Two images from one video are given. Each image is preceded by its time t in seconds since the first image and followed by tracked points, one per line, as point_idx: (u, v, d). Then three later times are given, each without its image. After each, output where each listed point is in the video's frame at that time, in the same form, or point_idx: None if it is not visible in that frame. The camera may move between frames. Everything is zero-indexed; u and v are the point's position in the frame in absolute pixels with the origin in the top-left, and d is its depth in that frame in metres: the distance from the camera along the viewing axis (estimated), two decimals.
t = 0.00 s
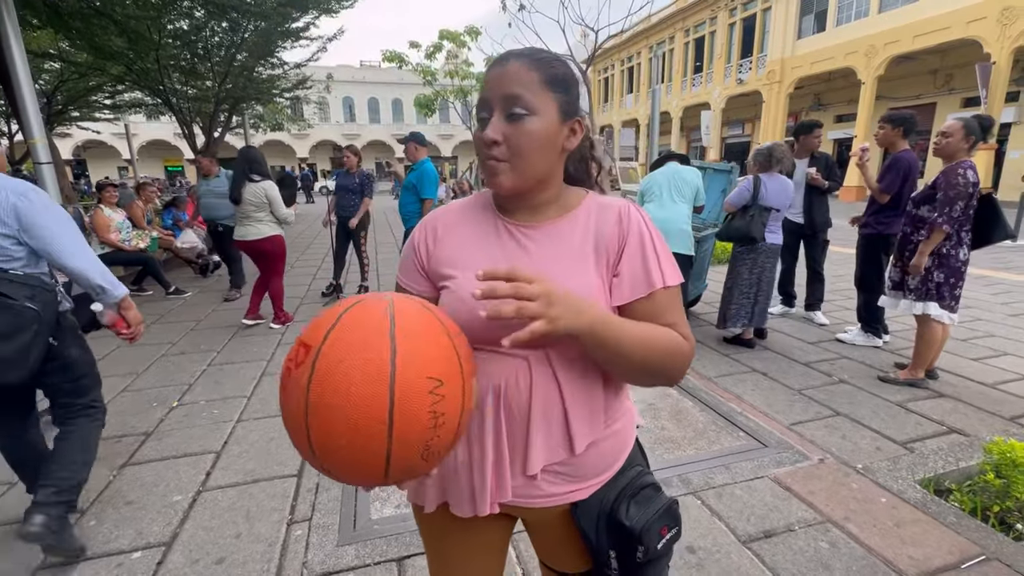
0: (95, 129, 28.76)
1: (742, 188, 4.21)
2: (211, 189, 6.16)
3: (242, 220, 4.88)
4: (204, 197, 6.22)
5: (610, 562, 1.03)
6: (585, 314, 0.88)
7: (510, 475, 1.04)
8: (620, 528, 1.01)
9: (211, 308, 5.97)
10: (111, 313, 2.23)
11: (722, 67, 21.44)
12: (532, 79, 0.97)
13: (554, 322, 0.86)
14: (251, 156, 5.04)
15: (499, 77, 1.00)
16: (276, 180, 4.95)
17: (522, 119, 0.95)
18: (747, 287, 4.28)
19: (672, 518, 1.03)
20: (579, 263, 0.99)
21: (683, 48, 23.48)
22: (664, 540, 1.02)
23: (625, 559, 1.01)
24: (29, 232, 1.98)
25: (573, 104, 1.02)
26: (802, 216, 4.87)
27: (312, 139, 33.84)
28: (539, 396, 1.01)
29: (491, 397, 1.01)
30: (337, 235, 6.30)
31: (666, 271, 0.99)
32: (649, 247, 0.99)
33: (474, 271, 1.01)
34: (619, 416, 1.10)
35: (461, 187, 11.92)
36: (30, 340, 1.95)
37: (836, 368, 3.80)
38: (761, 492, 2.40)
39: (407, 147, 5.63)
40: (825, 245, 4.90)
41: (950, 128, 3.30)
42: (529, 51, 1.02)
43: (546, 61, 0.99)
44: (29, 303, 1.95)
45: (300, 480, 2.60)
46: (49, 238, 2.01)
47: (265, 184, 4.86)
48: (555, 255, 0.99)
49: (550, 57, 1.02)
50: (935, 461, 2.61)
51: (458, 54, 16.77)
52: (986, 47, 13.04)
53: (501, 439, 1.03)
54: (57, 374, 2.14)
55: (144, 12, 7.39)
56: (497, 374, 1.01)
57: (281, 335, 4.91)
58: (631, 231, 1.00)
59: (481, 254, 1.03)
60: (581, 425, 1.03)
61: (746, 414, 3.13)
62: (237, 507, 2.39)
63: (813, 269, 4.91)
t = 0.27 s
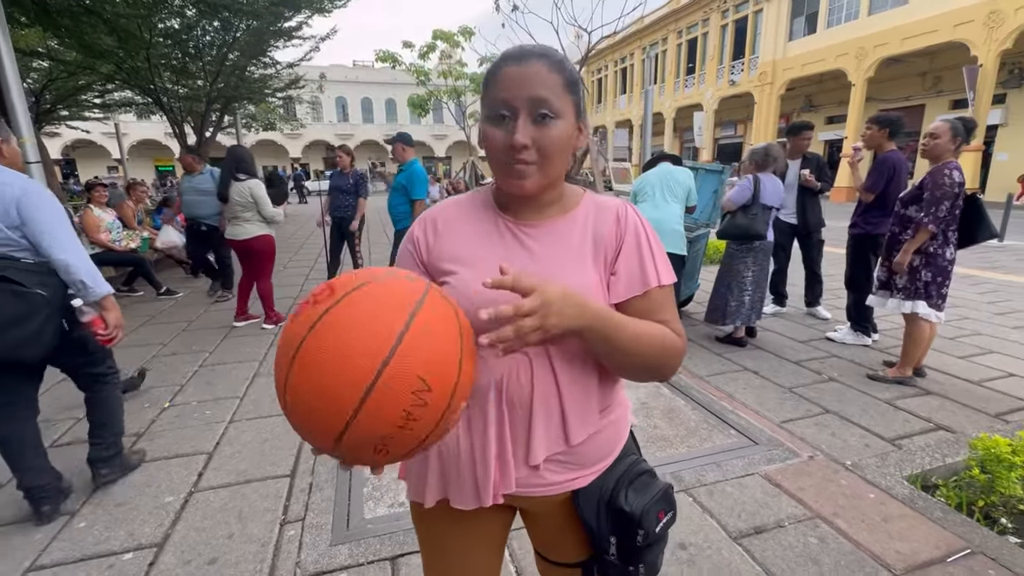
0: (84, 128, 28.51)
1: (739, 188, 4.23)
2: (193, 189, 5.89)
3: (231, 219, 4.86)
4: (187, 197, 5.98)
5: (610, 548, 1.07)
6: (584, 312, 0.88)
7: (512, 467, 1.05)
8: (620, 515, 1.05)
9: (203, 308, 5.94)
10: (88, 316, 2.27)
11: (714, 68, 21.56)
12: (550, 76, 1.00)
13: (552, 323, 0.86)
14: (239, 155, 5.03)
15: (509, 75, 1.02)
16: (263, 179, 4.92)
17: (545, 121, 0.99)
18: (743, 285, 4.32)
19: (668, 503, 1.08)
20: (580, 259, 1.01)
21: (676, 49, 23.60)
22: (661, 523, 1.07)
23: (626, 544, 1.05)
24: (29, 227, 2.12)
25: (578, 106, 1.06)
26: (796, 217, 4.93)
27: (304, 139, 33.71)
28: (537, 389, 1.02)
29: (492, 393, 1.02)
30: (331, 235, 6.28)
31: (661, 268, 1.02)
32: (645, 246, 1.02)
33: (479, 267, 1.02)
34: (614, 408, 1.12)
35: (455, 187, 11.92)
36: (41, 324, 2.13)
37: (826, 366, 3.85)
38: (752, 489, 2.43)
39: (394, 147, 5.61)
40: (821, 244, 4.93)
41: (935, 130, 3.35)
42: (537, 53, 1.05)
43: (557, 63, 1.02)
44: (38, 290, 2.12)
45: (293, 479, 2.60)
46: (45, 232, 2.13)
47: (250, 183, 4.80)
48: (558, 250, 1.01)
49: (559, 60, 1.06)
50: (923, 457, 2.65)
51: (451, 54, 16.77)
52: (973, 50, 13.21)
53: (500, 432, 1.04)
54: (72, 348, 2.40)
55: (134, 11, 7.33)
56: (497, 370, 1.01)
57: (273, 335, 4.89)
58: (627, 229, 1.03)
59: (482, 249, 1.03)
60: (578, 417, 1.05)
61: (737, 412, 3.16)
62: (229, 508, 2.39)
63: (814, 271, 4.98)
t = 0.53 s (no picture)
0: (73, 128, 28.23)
1: (738, 189, 4.30)
2: (170, 192, 5.57)
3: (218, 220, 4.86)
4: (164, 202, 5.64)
5: (614, 542, 1.10)
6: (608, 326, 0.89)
7: (520, 464, 1.08)
8: (626, 510, 1.08)
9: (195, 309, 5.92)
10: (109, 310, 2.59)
11: (706, 70, 21.68)
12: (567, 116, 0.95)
13: (582, 336, 0.87)
14: (227, 156, 5.02)
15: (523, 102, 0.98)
16: (249, 181, 4.90)
17: (562, 165, 0.97)
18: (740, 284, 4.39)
19: (674, 504, 1.10)
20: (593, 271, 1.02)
21: (668, 50, 23.72)
22: (666, 523, 1.09)
23: (631, 539, 1.08)
24: (63, 230, 2.43)
25: (595, 134, 1.02)
26: (789, 218, 4.99)
27: (297, 140, 33.57)
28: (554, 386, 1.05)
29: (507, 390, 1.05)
30: (324, 236, 6.28)
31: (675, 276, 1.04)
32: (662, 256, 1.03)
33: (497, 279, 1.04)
34: (626, 406, 1.14)
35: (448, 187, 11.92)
36: (65, 319, 2.40)
37: (816, 365, 3.90)
38: (742, 487, 2.46)
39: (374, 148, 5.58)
40: (809, 248, 5.02)
41: (922, 133, 3.42)
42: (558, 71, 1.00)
43: (577, 89, 0.97)
44: (67, 288, 2.40)
45: (287, 481, 2.61)
46: (77, 234, 2.43)
47: (236, 184, 4.80)
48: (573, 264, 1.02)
49: (581, 80, 1.00)
50: (909, 454, 2.70)
51: (445, 54, 16.76)
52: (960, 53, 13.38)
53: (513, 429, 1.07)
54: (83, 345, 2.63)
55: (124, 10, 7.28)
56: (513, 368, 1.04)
57: (267, 336, 4.88)
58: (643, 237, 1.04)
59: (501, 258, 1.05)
60: (588, 417, 1.08)
61: (729, 411, 3.20)
62: (223, 509, 2.39)
63: (801, 272, 5.10)
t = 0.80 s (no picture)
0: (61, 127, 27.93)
1: (736, 189, 4.34)
2: (140, 192, 5.49)
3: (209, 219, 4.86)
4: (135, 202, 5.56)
5: (615, 529, 1.13)
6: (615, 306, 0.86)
7: (527, 451, 1.11)
8: (627, 499, 1.10)
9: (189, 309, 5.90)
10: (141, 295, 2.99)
11: (698, 70, 21.79)
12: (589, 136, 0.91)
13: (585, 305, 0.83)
14: (218, 155, 5.00)
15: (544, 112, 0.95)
16: (239, 180, 4.87)
17: (582, 180, 0.96)
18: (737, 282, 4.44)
19: (675, 496, 1.14)
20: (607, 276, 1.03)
21: (660, 51, 23.82)
22: (667, 513, 1.13)
23: (631, 528, 1.10)
24: (85, 226, 2.77)
25: (620, 145, 1.00)
26: (789, 217, 5.06)
27: (289, 139, 33.42)
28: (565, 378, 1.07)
29: (520, 381, 1.07)
30: (317, 236, 6.26)
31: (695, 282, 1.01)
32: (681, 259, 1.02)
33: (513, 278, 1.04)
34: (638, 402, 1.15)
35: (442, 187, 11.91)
36: (71, 306, 2.50)
37: (807, 362, 3.94)
38: (736, 483, 2.49)
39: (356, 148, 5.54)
40: (806, 249, 5.10)
41: (909, 134, 3.49)
42: (586, 74, 0.96)
43: (602, 100, 0.93)
44: (75, 277, 2.52)
45: (284, 480, 2.61)
46: (100, 231, 2.78)
47: (225, 184, 4.77)
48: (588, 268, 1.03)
49: (608, 87, 0.96)
50: (899, 449, 2.74)
51: (438, 54, 16.74)
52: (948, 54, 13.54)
53: (525, 420, 1.09)
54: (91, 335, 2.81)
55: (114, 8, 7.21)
56: (526, 359, 1.05)
57: (261, 337, 4.87)
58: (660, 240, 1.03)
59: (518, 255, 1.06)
60: (596, 413, 1.09)
61: (722, 408, 3.24)
62: (221, 509, 2.39)
63: (792, 270, 5.17)
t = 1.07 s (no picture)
0: (52, 127, 27.69)
1: (730, 189, 4.38)
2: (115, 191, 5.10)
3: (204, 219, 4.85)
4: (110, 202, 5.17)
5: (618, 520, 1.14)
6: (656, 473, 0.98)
7: (528, 453, 1.15)
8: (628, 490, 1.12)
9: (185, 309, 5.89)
10: (162, 294, 3.03)
11: (692, 70, 21.88)
12: (579, 139, 0.93)
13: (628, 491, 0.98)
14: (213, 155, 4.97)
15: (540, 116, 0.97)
16: (233, 179, 4.84)
17: (576, 187, 0.97)
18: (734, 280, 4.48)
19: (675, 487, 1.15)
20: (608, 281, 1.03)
21: (654, 50, 23.91)
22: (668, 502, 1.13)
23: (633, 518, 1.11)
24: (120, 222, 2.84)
25: (615, 148, 1.01)
26: (790, 216, 5.09)
27: (283, 139, 33.27)
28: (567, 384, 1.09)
29: (522, 385, 1.10)
30: (314, 235, 6.25)
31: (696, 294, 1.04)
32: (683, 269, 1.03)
33: (513, 283, 1.05)
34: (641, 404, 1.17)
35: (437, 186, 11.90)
36: (92, 295, 2.60)
37: (803, 360, 3.99)
38: (734, 478, 2.53)
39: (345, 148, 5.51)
40: (805, 248, 5.14)
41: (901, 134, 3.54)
42: (581, 77, 0.99)
43: (596, 103, 0.95)
44: (97, 268, 2.61)
45: (285, 479, 2.62)
46: (134, 230, 2.86)
47: (221, 183, 4.75)
48: (588, 272, 1.03)
49: (603, 89, 0.99)
50: (893, 444, 2.79)
51: (433, 53, 16.73)
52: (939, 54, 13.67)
53: (527, 423, 1.12)
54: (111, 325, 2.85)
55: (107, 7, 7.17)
56: (528, 365, 1.09)
57: (259, 336, 4.86)
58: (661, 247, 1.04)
59: (517, 258, 1.07)
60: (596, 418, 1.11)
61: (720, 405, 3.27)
62: (222, 508, 2.40)
63: (790, 268, 5.23)
